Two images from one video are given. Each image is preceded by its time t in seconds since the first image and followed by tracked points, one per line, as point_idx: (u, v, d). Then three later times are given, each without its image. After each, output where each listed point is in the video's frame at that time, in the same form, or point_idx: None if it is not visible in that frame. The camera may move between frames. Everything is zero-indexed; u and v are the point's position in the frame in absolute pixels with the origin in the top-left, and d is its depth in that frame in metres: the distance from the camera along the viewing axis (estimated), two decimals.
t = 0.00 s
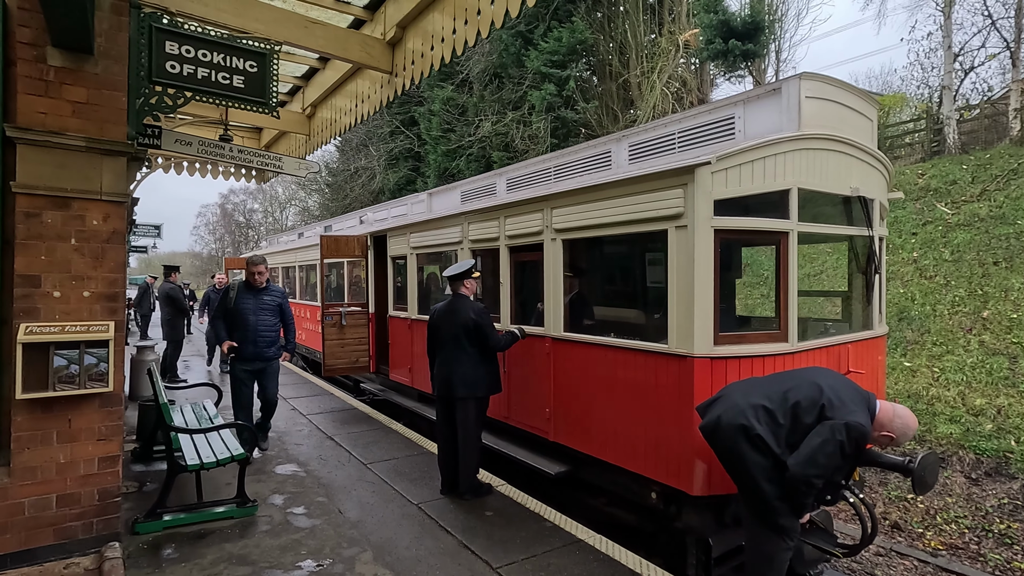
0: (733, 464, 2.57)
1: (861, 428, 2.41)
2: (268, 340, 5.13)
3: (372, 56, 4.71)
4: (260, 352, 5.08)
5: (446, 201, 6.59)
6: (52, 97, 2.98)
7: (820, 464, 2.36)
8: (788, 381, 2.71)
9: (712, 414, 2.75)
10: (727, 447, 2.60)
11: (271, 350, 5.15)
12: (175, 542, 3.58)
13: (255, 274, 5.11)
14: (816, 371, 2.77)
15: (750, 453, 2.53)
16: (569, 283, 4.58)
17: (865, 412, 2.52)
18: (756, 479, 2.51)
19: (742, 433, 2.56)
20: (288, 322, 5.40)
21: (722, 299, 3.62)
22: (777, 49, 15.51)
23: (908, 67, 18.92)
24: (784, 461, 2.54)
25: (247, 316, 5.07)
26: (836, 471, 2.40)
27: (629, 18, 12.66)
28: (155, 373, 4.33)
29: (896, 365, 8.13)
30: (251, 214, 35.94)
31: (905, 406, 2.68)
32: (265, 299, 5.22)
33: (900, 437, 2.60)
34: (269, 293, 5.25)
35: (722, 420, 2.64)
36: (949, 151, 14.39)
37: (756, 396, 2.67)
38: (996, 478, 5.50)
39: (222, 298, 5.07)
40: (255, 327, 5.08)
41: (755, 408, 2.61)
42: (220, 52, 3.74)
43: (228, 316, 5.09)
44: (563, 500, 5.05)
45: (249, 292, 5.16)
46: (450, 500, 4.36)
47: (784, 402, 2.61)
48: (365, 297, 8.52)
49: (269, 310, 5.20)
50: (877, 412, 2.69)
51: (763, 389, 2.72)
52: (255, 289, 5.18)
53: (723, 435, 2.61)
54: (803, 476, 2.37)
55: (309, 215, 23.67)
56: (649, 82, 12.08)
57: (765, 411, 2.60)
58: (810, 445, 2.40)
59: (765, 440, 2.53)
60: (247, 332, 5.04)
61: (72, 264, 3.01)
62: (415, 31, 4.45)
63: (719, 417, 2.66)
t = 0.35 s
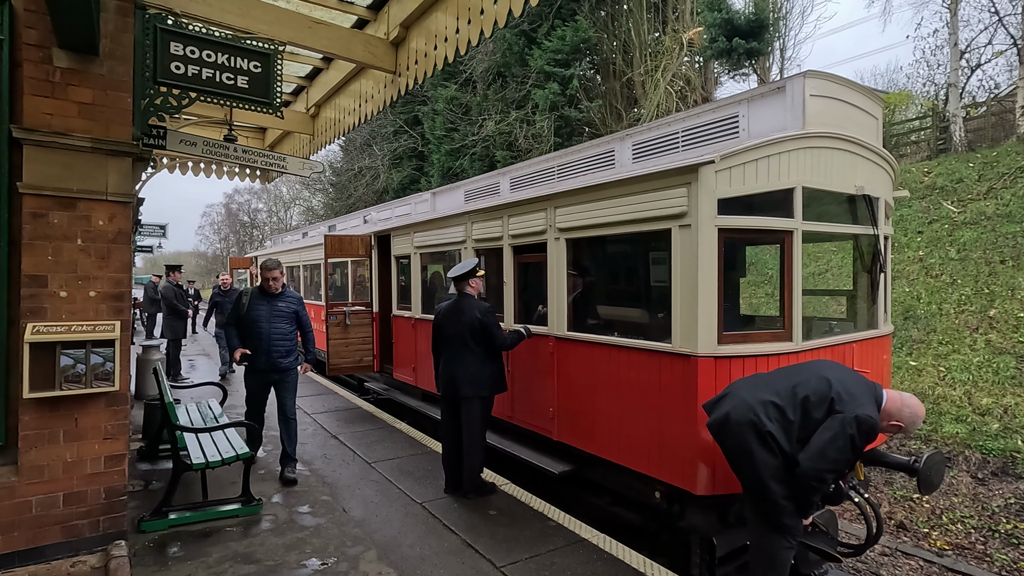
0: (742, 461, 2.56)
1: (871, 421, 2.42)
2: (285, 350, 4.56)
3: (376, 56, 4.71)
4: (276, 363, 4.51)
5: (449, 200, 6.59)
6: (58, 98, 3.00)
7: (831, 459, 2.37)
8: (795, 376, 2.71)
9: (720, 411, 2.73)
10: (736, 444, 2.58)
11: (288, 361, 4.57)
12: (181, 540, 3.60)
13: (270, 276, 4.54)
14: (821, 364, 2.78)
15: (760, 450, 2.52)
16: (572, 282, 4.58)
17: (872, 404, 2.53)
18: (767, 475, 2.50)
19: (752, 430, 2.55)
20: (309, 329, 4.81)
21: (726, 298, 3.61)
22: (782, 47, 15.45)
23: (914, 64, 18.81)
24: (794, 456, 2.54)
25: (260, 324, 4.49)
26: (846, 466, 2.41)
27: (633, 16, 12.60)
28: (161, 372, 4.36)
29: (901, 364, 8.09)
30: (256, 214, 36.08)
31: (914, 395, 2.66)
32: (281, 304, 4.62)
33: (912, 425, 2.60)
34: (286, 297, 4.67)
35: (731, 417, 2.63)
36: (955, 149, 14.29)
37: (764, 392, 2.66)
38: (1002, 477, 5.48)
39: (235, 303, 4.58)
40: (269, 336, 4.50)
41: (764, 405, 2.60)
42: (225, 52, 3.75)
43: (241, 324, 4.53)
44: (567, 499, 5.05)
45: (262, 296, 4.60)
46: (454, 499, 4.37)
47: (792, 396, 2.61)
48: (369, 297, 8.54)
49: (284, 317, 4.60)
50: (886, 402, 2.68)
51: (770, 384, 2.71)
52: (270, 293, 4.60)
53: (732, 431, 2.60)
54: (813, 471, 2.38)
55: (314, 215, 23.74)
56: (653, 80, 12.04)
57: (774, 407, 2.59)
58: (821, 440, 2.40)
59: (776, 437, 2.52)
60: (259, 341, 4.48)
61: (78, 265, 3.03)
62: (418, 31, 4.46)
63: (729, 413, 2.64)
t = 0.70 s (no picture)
0: (751, 459, 2.55)
1: (875, 409, 2.44)
2: (299, 347, 4.39)
3: (380, 55, 4.72)
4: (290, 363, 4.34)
5: (453, 199, 6.58)
6: (64, 98, 3.01)
7: (840, 449, 2.38)
8: (797, 368, 2.72)
9: (726, 408, 2.71)
10: (745, 441, 2.57)
11: (302, 361, 4.40)
12: (187, 538, 3.62)
13: (280, 271, 4.38)
14: (821, 355, 2.79)
15: (769, 446, 2.51)
16: (576, 281, 4.58)
17: (875, 392, 2.56)
18: (776, 470, 2.50)
19: (760, 424, 2.54)
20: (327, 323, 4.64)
21: (730, 296, 3.60)
22: (787, 44, 15.37)
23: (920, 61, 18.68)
24: (802, 449, 2.54)
25: (274, 322, 4.36)
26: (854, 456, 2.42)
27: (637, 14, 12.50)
28: (167, 371, 4.37)
29: (907, 363, 8.05)
30: (260, 213, 36.20)
31: (912, 384, 2.66)
32: (294, 299, 4.46)
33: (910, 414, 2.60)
34: (300, 292, 4.51)
35: (738, 413, 2.61)
36: (962, 146, 14.20)
37: (769, 387, 2.66)
38: (1009, 477, 5.45)
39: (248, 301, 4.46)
40: (283, 334, 4.35)
41: (771, 400, 2.59)
42: (229, 52, 3.76)
43: (255, 322, 4.42)
44: (571, 498, 5.05)
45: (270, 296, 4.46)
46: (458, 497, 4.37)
47: (796, 389, 2.61)
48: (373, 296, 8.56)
49: (298, 313, 4.44)
50: (884, 391, 2.67)
51: (774, 378, 2.71)
52: (284, 289, 4.45)
53: (740, 428, 2.58)
54: (824, 463, 2.38)
55: (318, 214, 23.79)
56: (657, 79, 12.00)
57: (780, 402, 2.58)
58: (829, 431, 2.41)
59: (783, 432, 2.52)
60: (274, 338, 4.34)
61: (84, 264, 3.05)
62: (422, 29, 4.46)
63: (735, 410, 2.62)
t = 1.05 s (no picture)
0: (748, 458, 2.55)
1: (872, 415, 2.41)
2: (304, 355, 4.10)
3: (383, 53, 4.72)
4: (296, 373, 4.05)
5: (456, 198, 6.56)
6: (70, 97, 3.02)
7: (835, 453, 2.36)
8: (798, 372, 2.71)
9: (724, 407, 2.72)
10: (741, 440, 2.57)
11: (309, 370, 4.11)
12: (193, 536, 3.64)
13: (280, 273, 4.08)
14: (824, 360, 2.77)
15: (764, 446, 2.51)
16: (580, 279, 4.58)
17: (875, 399, 2.52)
18: (771, 471, 2.49)
19: (756, 424, 2.54)
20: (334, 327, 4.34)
21: (735, 294, 3.59)
22: (791, 41, 15.30)
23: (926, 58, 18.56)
24: (798, 451, 2.53)
25: (276, 329, 4.08)
26: (850, 461, 2.39)
27: (640, 11, 12.53)
28: (172, 370, 4.40)
29: (913, 361, 8.01)
30: (265, 212, 36.29)
31: (915, 397, 2.65)
32: (296, 303, 4.16)
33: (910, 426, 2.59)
34: (303, 294, 4.22)
35: (734, 413, 2.63)
36: (969, 143, 14.11)
37: (767, 388, 2.66)
38: (1016, 475, 5.42)
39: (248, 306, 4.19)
40: (286, 341, 4.06)
41: (768, 400, 2.60)
42: (234, 51, 3.77)
43: (256, 329, 4.15)
44: (575, 496, 5.06)
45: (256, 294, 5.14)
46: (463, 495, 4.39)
47: (795, 392, 2.60)
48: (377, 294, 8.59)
49: (302, 318, 4.15)
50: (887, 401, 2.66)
51: (773, 381, 2.70)
52: (286, 292, 4.15)
53: (736, 427, 2.59)
54: (817, 466, 2.36)
55: (322, 213, 23.83)
56: (661, 76, 11.96)
57: (778, 403, 2.58)
58: (824, 434, 2.39)
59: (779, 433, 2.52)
60: (277, 348, 4.07)
61: (89, 263, 3.06)
62: (425, 28, 4.46)
63: (732, 410, 2.64)
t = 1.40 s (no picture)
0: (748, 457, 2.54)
1: (874, 418, 2.37)
2: (289, 362, 3.62)
3: (387, 51, 4.72)
4: (278, 381, 3.61)
5: (459, 196, 6.57)
6: (75, 97, 3.04)
7: (833, 455, 2.34)
8: (803, 372, 2.69)
9: (726, 405, 2.73)
10: (740, 439, 2.58)
11: (293, 380, 3.62)
12: (198, 533, 3.66)
13: (269, 269, 3.64)
14: (831, 362, 2.74)
15: (763, 444, 2.52)
16: (584, 277, 4.58)
17: (879, 403, 2.48)
18: (770, 469, 2.49)
19: (755, 423, 2.54)
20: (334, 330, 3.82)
21: (740, 292, 3.58)
22: (796, 38, 15.21)
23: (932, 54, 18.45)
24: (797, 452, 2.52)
25: (261, 331, 3.67)
26: (850, 463, 2.37)
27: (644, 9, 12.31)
28: (178, 368, 4.42)
29: (919, 359, 7.96)
30: (269, 211, 36.40)
31: (925, 404, 2.60)
32: (286, 302, 3.67)
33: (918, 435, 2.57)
34: (296, 291, 3.71)
35: (734, 411, 2.63)
36: (976, 139, 14.01)
37: (768, 387, 2.66)
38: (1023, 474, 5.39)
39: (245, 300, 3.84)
40: (270, 345, 3.63)
41: (769, 400, 2.59)
42: (237, 50, 3.77)
43: (248, 328, 3.78)
44: (579, 494, 5.06)
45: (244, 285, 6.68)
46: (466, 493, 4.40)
47: (797, 393, 2.59)
48: (381, 293, 8.63)
49: (288, 320, 3.65)
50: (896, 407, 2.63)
51: (776, 381, 2.69)
52: (277, 290, 3.68)
53: (735, 426, 2.60)
54: (816, 468, 2.34)
55: (326, 212, 23.88)
56: (665, 74, 11.91)
57: (779, 402, 2.58)
58: (823, 436, 2.37)
59: (778, 432, 2.52)
60: (261, 351, 3.66)
61: (96, 262, 3.08)
62: (429, 26, 4.46)
63: (732, 408, 2.64)
